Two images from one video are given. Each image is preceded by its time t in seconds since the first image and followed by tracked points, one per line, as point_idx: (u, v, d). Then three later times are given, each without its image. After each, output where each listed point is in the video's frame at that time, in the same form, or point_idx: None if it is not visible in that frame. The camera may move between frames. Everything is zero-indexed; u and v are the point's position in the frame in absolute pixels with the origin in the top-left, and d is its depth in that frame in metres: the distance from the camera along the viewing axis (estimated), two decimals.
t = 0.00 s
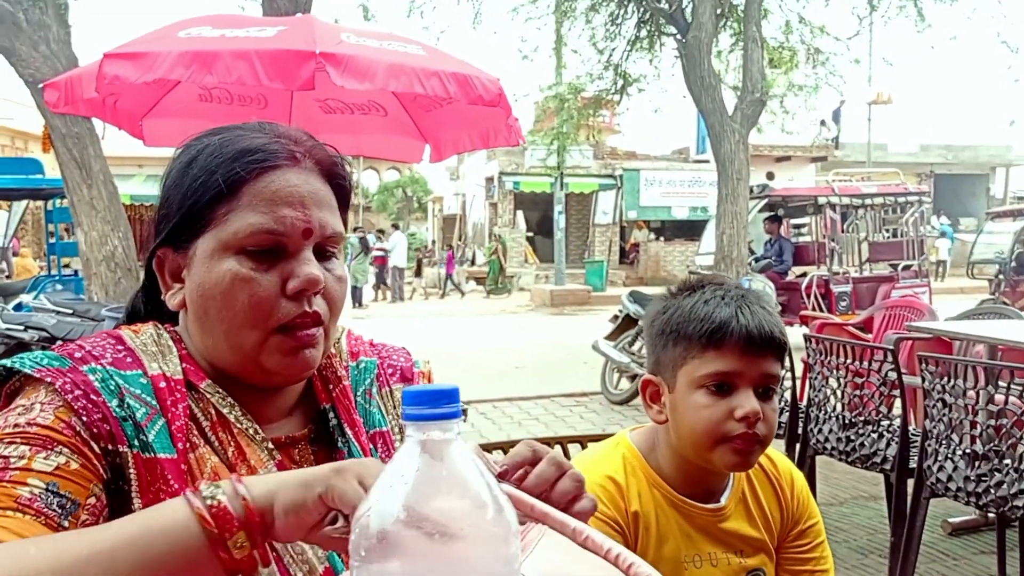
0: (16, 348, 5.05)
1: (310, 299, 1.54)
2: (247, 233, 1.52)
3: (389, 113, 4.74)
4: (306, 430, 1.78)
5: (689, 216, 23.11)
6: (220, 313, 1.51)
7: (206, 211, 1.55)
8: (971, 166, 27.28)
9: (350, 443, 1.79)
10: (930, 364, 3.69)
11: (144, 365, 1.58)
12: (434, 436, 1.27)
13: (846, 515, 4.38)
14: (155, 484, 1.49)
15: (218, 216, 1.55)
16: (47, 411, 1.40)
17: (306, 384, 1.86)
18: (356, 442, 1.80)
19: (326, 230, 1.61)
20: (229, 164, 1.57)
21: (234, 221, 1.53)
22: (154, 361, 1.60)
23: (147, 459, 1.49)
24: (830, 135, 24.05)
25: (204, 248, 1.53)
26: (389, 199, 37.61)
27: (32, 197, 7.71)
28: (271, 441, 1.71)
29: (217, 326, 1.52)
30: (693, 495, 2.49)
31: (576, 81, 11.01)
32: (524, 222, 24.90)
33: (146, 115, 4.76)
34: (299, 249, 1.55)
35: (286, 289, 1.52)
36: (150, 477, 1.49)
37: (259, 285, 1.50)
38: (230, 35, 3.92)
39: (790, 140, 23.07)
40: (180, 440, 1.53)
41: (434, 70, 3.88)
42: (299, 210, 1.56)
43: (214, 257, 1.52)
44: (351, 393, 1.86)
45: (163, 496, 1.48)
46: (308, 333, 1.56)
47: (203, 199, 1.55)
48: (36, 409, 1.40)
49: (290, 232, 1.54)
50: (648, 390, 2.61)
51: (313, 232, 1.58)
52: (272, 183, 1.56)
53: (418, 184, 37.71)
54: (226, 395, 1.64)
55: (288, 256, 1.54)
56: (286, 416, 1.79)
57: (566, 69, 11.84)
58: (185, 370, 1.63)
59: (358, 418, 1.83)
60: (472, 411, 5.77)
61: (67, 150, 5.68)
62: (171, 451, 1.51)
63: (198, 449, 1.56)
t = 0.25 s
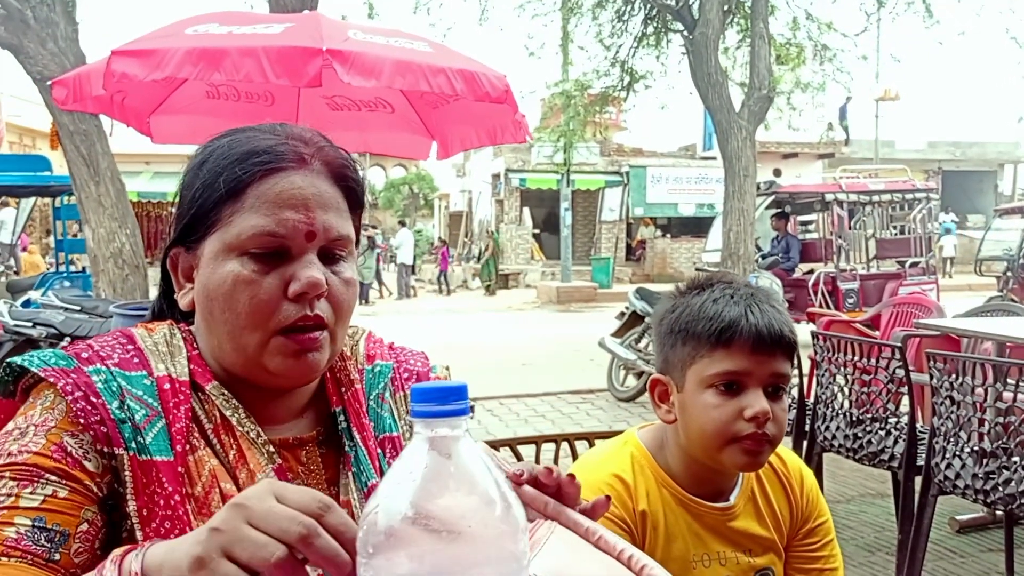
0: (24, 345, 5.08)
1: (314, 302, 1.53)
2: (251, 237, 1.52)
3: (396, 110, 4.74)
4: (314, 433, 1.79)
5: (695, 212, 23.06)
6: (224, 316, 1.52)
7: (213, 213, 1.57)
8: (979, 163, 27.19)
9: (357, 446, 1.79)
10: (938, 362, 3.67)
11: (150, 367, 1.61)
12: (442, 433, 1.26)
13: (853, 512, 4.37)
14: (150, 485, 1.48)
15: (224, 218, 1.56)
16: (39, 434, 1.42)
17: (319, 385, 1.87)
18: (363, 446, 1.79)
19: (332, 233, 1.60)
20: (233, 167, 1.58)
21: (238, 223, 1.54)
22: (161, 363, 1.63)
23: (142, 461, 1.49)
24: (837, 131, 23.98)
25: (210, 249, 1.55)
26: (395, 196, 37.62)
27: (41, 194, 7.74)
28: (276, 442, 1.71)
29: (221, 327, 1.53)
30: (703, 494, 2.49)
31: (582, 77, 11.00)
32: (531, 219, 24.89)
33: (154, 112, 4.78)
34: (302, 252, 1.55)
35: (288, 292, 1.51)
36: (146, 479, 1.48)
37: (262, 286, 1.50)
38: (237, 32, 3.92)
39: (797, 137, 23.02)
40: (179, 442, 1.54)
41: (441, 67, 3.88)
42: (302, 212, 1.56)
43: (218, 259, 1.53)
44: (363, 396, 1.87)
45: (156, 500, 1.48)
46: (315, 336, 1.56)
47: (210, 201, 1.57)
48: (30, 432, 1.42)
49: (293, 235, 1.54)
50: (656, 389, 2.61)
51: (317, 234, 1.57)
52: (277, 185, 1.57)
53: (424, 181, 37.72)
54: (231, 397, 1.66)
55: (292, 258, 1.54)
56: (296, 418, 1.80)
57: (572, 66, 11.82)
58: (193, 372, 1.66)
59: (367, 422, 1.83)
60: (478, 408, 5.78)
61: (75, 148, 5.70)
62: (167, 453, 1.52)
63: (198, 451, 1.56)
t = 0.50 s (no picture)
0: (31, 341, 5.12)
1: (322, 300, 1.54)
2: (259, 235, 1.52)
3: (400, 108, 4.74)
4: (321, 430, 1.79)
5: (701, 211, 23.04)
6: (232, 313, 1.52)
7: (222, 210, 1.57)
8: (985, 161, 27.10)
9: (363, 443, 1.79)
10: (944, 360, 3.67)
11: (157, 365, 1.61)
12: (450, 430, 1.27)
13: (859, 510, 4.37)
14: (161, 483, 1.49)
15: (232, 216, 1.56)
16: (54, 431, 1.43)
17: (325, 383, 1.87)
18: (369, 443, 1.79)
19: (341, 231, 1.60)
20: (242, 164, 1.58)
21: (247, 220, 1.54)
22: (168, 361, 1.63)
23: (153, 458, 1.49)
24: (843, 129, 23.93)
25: (219, 246, 1.55)
26: (400, 194, 37.64)
27: (47, 192, 7.75)
28: (284, 439, 1.72)
29: (229, 325, 1.53)
30: (709, 493, 2.49)
31: (587, 75, 10.99)
32: (536, 217, 24.88)
33: (159, 110, 4.78)
34: (311, 249, 1.55)
35: (296, 290, 1.51)
36: (157, 476, 1.49)
37: (270, 284, 1.50)
38: (242, 30, 3.92)
39: (802, 135, 22.97)
40: (188, 439, 1.54)
41: (445, 66, 3.88)
42: (311, 210, 1.56)
43: (226, 257, 1.53)
44: (368, 393, 1.87)
45: (168, 497, 1.48)
46: (321, 336, 1.56)
47: (218, 199, 1.57)
48: (44, 427, 1.43)
49: (302, 233, 1.54)
50: (661, 389, 2.60)
51: (326, 232, 1.57)
52: (286, 182, 1.57)
53: (429, 180, 37.71)
54: (238, 395, 1.66)
55: (301, 256, 1.54)
56: (303, 414, 1.81)
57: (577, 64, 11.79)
58: (200, 369, 1.66)
59: (373, 419, 1.84)
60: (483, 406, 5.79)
61: (80, 146, 5.70)
62: (178, 451, 1.52)
63: (207, 448, 1.57)
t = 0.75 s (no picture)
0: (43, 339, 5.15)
1: (349, 302, 1.56)
2: (289, 236, 1.54)
3: (410, 105, 4.78)
4: (341, 426, 1.81)
5: (709, 208, 23.02)
6: (260, 314, 1.54)
7: (249, 210, 1.57)
8: (996, 157, 26.99)
9: (384, 439, 1.81)
10: (955, 357, 3.66)
11: (179, 365, 1.61)
12: (475, 427, 1.28)
13: (870, 509, 4.37)
14: (187, 483, 1.50)
15: (260, 216, 1.57)
16: (73, 439, 1.43)
17: (343, 381, 1.88)
18: (389, 439, 1.81)
19: (367, 233, 1.62)
20: (271, 165, 1.59)
21: (276, 222, 1.56)
22: (189, 360, 1.63)
23: (178, 459, 1.50)
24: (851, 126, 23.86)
25: (245, 246, 1.56)
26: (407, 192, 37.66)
27: (57, 191, 7.84)
28: (305, 436, 1.73)
29: (257, 325, 1.55)
30: (725, 492, 2.49)
31: (595, 73, 10.98)
32: (544, 214, 24.86)
33: (169, 108, 4.78)
34: (339, 252, 1.57)
35: (324, 292, 1.54)
36: (183, 477, 1.50)
37: (300, 286, 1.53)
38: (252, 28, 3.92)
39: (811, 132, 22.92)
40: (212, 439, 1.54)
41: (456, 63, 3.86)
42: (341, 213, 1.58)
43: (254, 258, 1.55)
44: (386, 389, 1.88)
45: (195, 498, 1.49)
46: (347, 336, 1.59)
47: (244, 199, 1.58)
48: (63, 436, 1.43)
49: (331, 236, 1.56)
50: (675, 387, 2.59)
51: (354, 235, 1.59)
52: (315, 185, 1.58)
53: (436, 177, 37.73)
54: (260, 393, 1.66)
55: (328, 259, 1.56)
56: (325, 410, 1.82)
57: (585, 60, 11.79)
58: (221, 369, 1.66)
59: (392, 415, 1.85)
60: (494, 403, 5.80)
61: (91, 144, 5.72)
62: (203, 451, 1.53)
63: (231, 448, 1.57)
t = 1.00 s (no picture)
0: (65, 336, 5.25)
1: (377, 306, 1.61)
2: (321, 242, 1.58)
3: (427, 104, 4.80)
4: (365, 424, 1.85)
5: (725, 206, 22.96)
6: (291, 316, 1.59)
7: (283, 213, 1.61)
8: (1017, 155, 26.73)
9: (407, 438, 1.83)
10: (976, 356, 3.64)
11: (209, 359, 1.64)
12: (512, 425, 1.38)
13: (890, 508, 4.35)
14: (228, 471, 1.53)
15: (295, 220, 1.60)
16: (131, 419, 1.47)
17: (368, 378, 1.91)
18: (413, 438, 1.84)
19: (398, 239, 1.66)
20: (306, 169, 1.62)
21: (310, 227, 1.59)
22: (218, 355, 1.66)
23: (217, 449, 1.54)
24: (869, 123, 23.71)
25: (278, 249, 1.60)
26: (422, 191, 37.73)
27: (77, 190, 7.87)
28: (331, 432, 1.77)
29: (289, 327, 1.60)
30: (748, 490, 2.49)
31: (611, 71, 10.98)
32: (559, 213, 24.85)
33: (190, 108, 4.81)
34: (370, 259, 1.61)
35: (355, 297, 1.59)
36: (223, 466, 1.53)
37: (331, 292, 1.57)
38: (273, 28, 3.94)
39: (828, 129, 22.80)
40: (247, 430, 1.58)
41: (474, 62, 3.87)
42: (374, 219, 1.62)
43: (286, 262, 1.59)
44: (410, 387, 1.90)
45: (237, 485, 1.53)
46: (374, 338, 1.64)
47: (278, 201, 1.61)
48: (118, 418, 1.47)
49: (363, 242, 1.60)
50: (698, 385, 2.60)
51: (386, 241, 1.63)
52: (349, 191, 1.62)
53: (451, 176, 37.77)
54: (288, 389, 1.70)
55: (360, 265, 1.60)
56: (348, 409, 1.86)
57: (601, 59, 11.82)
58: (249, 363, 1.70)
59: (416, 413, 1.88)
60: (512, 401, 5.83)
61: (112, 144, 5.97)
62: (240, 441, 1.56)
63: (263, 439, 1.61)
